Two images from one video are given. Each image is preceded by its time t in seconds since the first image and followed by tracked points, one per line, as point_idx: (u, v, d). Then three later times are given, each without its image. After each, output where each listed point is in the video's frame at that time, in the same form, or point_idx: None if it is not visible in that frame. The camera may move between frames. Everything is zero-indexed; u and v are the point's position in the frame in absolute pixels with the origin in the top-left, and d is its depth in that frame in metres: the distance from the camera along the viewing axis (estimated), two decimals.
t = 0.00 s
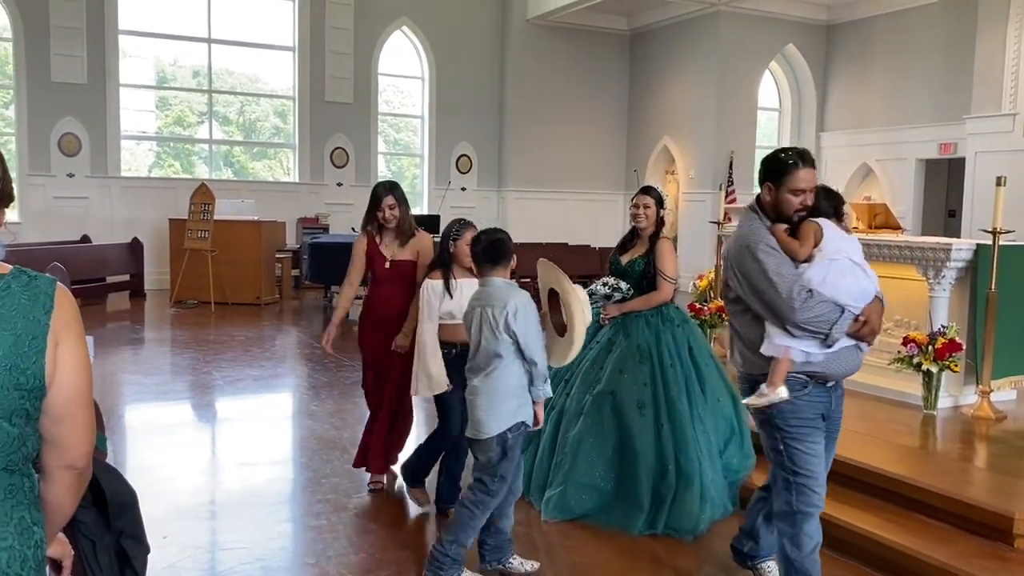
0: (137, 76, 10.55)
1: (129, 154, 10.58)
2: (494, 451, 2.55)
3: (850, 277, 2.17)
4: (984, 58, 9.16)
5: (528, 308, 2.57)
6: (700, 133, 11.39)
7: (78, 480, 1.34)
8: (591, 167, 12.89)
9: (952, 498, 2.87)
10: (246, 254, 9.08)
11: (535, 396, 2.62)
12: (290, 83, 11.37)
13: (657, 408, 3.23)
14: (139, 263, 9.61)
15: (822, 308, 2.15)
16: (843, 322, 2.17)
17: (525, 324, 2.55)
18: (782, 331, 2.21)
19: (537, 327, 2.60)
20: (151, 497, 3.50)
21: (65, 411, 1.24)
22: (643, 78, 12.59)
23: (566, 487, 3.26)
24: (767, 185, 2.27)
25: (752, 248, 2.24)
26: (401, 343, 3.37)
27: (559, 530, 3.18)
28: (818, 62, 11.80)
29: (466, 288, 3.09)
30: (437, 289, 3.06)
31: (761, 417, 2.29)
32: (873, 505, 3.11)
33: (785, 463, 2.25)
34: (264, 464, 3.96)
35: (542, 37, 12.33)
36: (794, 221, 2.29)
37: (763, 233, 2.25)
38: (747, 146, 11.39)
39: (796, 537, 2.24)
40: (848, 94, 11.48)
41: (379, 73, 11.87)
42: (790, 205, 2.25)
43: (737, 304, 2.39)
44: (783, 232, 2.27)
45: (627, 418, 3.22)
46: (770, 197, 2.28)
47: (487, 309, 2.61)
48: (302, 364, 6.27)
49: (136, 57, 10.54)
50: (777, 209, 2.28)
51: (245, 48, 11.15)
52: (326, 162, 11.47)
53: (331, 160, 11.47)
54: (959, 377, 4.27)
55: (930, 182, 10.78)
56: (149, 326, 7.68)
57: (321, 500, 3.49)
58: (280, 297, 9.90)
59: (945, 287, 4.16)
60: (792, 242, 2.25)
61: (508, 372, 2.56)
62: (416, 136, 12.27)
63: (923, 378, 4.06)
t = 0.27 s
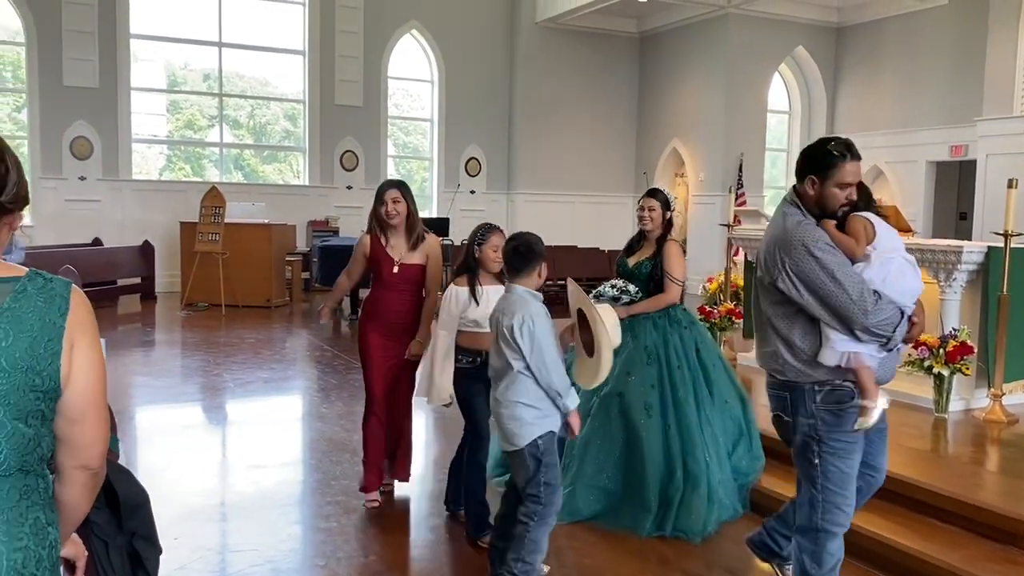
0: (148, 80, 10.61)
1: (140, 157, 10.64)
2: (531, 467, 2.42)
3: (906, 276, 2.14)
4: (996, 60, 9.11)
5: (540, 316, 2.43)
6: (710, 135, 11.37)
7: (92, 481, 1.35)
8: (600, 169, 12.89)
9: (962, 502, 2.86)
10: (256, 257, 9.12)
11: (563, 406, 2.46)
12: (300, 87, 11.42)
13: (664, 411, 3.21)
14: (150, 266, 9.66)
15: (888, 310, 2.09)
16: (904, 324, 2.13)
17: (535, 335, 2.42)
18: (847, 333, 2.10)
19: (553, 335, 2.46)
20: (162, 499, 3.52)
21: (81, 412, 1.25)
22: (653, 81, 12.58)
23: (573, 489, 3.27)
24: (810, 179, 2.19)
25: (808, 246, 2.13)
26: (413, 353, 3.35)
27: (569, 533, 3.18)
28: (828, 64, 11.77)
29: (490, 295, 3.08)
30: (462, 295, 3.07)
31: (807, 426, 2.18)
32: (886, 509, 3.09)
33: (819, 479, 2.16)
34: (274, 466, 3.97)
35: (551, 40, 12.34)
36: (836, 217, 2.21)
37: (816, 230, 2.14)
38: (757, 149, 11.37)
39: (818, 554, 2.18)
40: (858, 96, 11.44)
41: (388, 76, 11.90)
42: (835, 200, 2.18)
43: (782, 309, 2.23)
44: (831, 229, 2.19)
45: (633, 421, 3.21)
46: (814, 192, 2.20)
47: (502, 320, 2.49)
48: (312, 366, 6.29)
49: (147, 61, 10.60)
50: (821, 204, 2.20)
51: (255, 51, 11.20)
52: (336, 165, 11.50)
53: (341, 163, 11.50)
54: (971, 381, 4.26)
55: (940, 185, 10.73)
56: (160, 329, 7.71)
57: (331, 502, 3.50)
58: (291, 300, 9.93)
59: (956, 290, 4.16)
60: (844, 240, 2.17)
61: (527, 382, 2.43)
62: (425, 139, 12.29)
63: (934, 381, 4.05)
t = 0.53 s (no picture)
0: (158, 84, 10.67)
1: (151, 161, 10.70)
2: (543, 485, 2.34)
3: (949, 282, 1.97)
4: (1007, 63, 9.06)
5: (530, 337, 2.32)
6: (718, 139, 11.36)
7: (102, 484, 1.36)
8: (608, 173, 12.89)
9: (973, 507, 2.85)
10: (266, 261, 9.16)
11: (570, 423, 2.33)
12: (309, 91, 11.46)
13: (670, 413, 3.20)
14: (160, 270, 9.71)
15: (930, 322, 1.93)
16: (947, 336, 1.97)
17: (529, 354, 2.32)
18: (887, 347, 1.92)
19: (548, 352, 2.33)
20: (172, 502, 3.54)
21: (91, 416, 1.26)
22: (661, 85, 12.57)
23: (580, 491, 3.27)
24: (844, 184, 1.99)
25: (845, 254, 1.94)
26: (425, 368, 3.16)
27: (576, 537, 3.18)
28: (837, 67, 11.74)
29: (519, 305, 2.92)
30: (490, 304, 2.93)
31: (836, 439, 2.02)
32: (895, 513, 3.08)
33: (843, 494, 1.98)
34: (283, 469, 3.98)
35: (560, 44, 12.34)
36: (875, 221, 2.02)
37: (854, 237, 1.95)
38: (765, 152, 11.36)
39: (834, 566, 1.99)
40: (868, 100, 11.41)
41: (397, 80, 11.93)
42: (873, 206, 1.98)
43: (817, 319, 2.05)
44: (870, 236, 1.99)
45: (640, 424, 3.20)
46: (849, 197, 2.00)
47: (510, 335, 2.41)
48: (320, 369, 6.30)
49: (157, 65, 10.67)
50: (857, 210, 2.00)
51: (264, 56, 11.25)
52: (345, 169, 11.54)
53: (350, 167, 11.54)
54: (981, 385, 4.24)
55: (951, 188, 10.68)
56: (170, 332, 7.75)
57: (340, 505, 3.51)
58: (300, 303, 9.96)
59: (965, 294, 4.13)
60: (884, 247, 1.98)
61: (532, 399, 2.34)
62: (433, 143, 12.31)
63: (944, 385, 4.03)
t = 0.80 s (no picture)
0: (167, 88, 10.72)
1: (159, 164, 10.74)
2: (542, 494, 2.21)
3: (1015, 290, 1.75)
4: (1016, 65, 9.02)
5: (531, 341, 2.21)
6: (726, 141, 11.34)
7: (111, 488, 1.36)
8: (615, 176, 12.88)
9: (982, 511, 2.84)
10: (273, 264, 9.19)
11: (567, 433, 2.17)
12: (317, 95, 11.49)
13: (677, 416, 3.19)
14: (168, 273, 9.74)
15: (986, 333, 1.74)
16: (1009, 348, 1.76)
17: (529, 359, 2.20)
18: (936, 358, 1.74)
19: (549, 358, 2.19)
20: (179, 505, 3.54)
21: (101, 420, 1.26)
22: (668, 87, 12.57)
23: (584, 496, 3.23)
24: (887, 193, 1.85)
25: (888, 265, 1.79)
26: (437, 379, 2.90)
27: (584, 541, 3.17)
28: (845, 69, 11.71)
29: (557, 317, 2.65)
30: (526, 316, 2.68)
31: (874, 459, 1.87)
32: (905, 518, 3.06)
33: (876, 510, 1.84)
34: (290, 473, 3.99)
35: (566, 47, 12.35)
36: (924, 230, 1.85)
37: (898, 246, 1.80)
38: (773, 154, 11.33)
39: None
40: (876, 102, 11.38)
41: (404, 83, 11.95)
42: (918, 214, 1.82)
43: (865, 337, 1.90)
44: (917, 245, 1.83)
45: (647, 428, 3.16)
46: (893, 206, 1.85)
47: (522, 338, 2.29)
48: (327, 372, 6.31)
49: (165, 69, 10.71)
50: (902, 220, 1.85)
51: (272, 59, 11.29)
52: (352, 172, 11.56)
53: (357, 170, 11.56)
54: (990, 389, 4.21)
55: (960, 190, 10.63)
56: (178, 335, 7.78)
57: (347, 509, 3.51)
58: (307, 306, 9.98)
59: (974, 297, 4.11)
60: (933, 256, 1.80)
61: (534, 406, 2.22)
62: (440, 146, 12.32)
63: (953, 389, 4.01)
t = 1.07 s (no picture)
0: (174, 91, 10.75)
1: (167, 167, 10.78)
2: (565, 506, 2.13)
3: None
4: None
5: (564, 354, 2.07)
6: (732, 144, 11.32)
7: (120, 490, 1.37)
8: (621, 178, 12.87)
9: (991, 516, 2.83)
10: (280, 266, 9.21)
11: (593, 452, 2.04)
12: (324, 98, 11.52)
13: (685, 421, 3.17)
14: (176, 276, 9.77)
15: None
16: None
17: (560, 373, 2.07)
18: (1003, 368, 1.66)
19: (580, 373, 2.05)
20: (186, 507, 3.55)
21: (111, 422, 1.27)
22: (675, 90, 12.56)
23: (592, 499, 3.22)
24: (953, 198, 1.81)
25: (951, 272, 1.74)
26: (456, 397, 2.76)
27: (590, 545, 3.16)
28: (852, 72, 11.69)
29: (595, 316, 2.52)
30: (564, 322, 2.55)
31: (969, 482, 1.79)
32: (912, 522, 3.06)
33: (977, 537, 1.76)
34: (297, 475, 4.00)
35: (572, 49, 12.34)
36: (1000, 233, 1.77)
37: (965, 250, 1.75)
38: (779, 157, 11.31)
39: None
40: (883, 104, 11.34)
41: (411, 86, 11.97)
42: (988, 215, 1.76)
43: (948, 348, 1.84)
44: (987, 250, 1.75)
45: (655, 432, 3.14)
46: (961, 210, 1.80)
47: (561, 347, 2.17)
48: (334, 375, 6.32)
49: (173, 72, 10.74)
50: (972, 223, 1.78)
51: (279, 62, 11.32)
52: (359, 175, 11.58)
53: (364, 173, 11.58)
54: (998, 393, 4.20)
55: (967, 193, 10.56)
56: (186, 337, 7.80)
57: (354, 511, 3.52)
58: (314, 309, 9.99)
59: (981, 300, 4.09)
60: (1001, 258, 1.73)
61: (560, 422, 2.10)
62: (446, 148, 12.33)
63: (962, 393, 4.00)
